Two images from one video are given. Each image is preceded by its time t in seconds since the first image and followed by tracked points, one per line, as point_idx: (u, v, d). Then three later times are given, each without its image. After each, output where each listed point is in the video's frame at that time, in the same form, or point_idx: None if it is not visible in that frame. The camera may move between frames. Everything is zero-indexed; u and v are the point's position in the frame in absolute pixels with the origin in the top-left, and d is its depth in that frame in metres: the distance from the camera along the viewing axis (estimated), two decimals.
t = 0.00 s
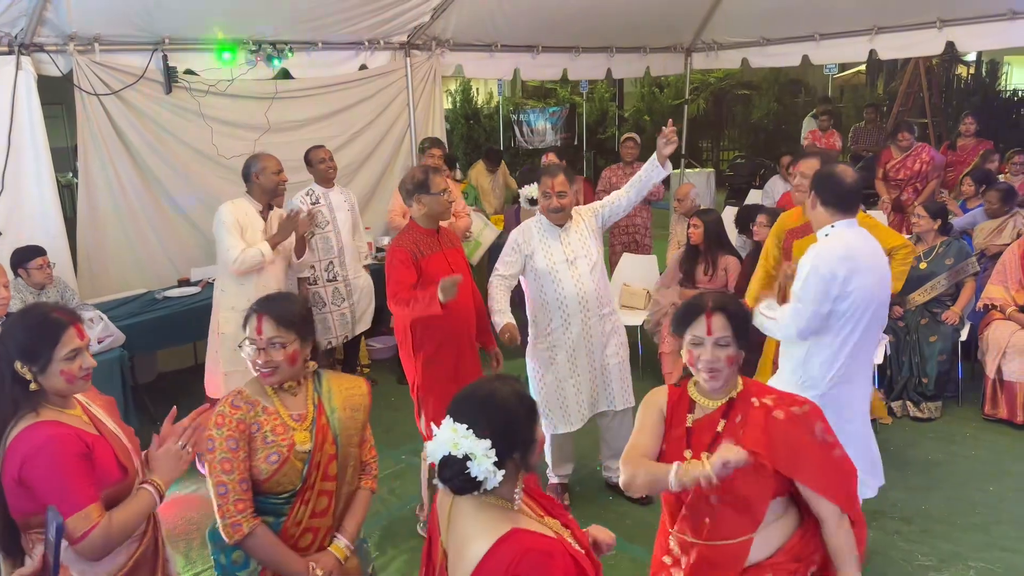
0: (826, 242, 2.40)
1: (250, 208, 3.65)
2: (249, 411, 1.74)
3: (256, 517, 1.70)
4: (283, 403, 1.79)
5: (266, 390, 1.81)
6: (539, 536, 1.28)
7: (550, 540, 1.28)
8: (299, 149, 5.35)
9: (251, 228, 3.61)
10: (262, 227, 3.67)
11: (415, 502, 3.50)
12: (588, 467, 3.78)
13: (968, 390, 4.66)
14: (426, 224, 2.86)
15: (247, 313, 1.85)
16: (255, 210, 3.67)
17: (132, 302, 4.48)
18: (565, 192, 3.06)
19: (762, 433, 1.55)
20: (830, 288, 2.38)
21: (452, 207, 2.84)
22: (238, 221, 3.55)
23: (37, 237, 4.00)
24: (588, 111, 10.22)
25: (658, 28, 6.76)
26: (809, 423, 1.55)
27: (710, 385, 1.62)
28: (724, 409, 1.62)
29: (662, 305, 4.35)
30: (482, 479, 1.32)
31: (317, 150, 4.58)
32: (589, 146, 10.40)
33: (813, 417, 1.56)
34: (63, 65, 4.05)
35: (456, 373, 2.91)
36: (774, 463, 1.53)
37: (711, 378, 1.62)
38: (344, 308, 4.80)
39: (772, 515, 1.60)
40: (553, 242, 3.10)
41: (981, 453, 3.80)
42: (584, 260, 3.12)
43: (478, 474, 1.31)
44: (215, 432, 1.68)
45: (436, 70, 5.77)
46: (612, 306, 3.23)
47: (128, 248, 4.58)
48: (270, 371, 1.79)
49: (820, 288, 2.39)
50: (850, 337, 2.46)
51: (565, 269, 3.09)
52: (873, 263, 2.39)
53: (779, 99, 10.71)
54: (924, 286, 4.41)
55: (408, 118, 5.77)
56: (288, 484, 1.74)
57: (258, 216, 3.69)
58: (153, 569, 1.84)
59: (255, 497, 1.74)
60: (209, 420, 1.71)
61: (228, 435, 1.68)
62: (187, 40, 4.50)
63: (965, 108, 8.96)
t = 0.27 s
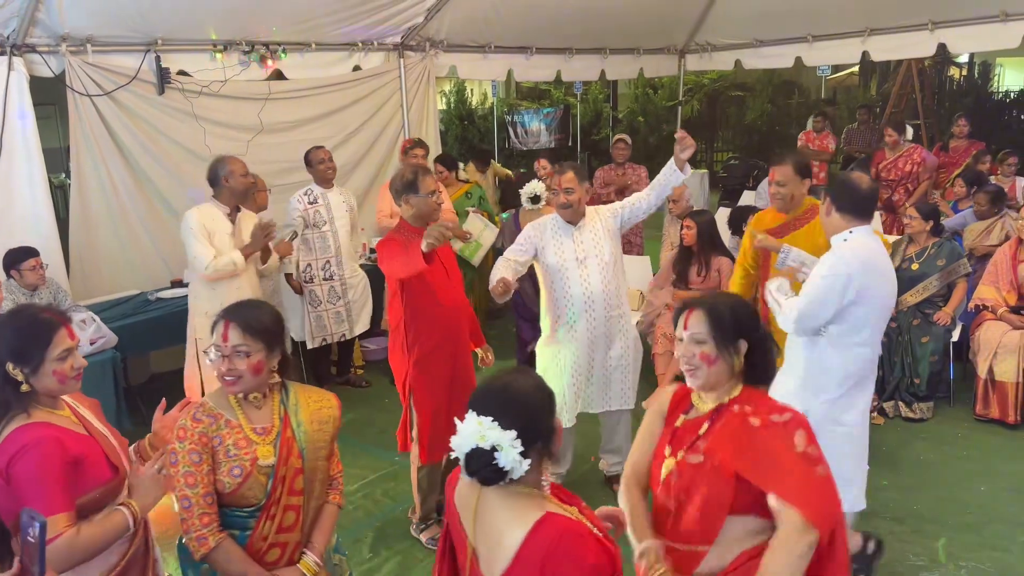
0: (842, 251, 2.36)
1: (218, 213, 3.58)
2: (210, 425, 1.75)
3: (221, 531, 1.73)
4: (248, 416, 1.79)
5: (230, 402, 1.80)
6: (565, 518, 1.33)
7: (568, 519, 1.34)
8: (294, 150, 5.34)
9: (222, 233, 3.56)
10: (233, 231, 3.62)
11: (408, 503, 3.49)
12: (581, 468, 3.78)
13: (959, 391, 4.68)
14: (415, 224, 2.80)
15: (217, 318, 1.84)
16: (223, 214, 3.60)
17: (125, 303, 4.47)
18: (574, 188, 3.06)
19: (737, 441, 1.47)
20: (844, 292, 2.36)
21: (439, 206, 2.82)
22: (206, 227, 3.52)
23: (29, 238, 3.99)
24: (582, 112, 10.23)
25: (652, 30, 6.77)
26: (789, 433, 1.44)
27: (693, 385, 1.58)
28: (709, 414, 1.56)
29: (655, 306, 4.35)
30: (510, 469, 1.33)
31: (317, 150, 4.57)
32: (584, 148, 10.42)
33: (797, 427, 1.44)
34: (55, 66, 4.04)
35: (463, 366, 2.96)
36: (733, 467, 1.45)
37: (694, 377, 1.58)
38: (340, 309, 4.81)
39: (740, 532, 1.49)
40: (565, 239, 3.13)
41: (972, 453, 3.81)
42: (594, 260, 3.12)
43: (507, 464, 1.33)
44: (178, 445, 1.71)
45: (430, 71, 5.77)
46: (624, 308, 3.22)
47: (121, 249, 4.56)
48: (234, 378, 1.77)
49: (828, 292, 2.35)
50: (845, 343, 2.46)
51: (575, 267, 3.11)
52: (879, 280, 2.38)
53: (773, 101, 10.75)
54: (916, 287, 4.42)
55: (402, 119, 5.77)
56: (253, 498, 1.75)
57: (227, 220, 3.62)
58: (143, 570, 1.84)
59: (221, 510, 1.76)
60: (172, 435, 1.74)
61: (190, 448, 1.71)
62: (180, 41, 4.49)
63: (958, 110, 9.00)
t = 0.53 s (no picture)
0: (865, 255, 2.43)
1: (171, 220, 3.66)
2: (183, 439, 1.74)
3: (195, 545, 1.72)
4: (219, 429, 1.78)
5: (201, 415, 1.79)
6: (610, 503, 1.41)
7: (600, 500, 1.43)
8: (285, 151, 5.33)
9: (176, 239, 3.64)
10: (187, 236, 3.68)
11: (398, 504, 3.49)
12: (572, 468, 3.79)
13: (947, 391, 4.71)
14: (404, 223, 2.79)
15: (182, 334, 1.83)
16: (178, 221, 3.68)
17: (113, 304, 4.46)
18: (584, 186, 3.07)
19: (668, 483, 1.57)
20: (855, 294, 2.43)
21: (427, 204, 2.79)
22: (159, 235, 3.59)
23: (17, 239, 3.97)
24: (573, 113, 10.24)
25: (642, 30, 6.79)
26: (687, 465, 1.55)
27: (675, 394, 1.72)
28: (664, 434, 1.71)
29: (645, 307, 4.37)
30: (559, 457, 1.37)
31: (312, 151, 4.58)
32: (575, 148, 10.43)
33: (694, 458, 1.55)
34: (43, 66, 4.02)
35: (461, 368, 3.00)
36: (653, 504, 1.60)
37: (672, 386, 1.71)
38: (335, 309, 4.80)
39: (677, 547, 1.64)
40: (570, 239, 3.15)
41: (959, 452, 3.84)
42: (599, 259, 3.13)
43: (558, 451, 1.36)
44: (149, 460, 1.70)
45: (421, 72, 5.77)
46: (631, 309, 3.22)
47: (110, 251, 4.55)
48: (200, 389, 1.76)
49: (849, 301, 2.43)
50: (857, 341, 2.51)
51: (579, 266, 3.13)
52: (892, 283, 2.48)
53: (763, 102, 10.78)
54: (905, 287, 4.45)
55: (393, 120, 5.76)
56: (227, 511, 1.75)
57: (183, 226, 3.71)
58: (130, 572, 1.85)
59: (194, 523, 1.75)
60: (145, 452, 1.73)
61: (165, 460, 1.70)
62: (169, 41, 4.48)
63: (946, 111, 9.05)
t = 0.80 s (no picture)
0: (871, 263, 2.45)
1: (134, 220, 3.76)
2: (169, 436, 1.73)
3: (187, 543, 1.71)
4: (202, 425, 1.78)
5: (184, 412, 1.78)
6: (625, 503, 1.45)
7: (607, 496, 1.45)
8: (271, 151, 5.32)
9: (143, 238, 3.76)
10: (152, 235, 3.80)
11: (386, 505, 3.49)
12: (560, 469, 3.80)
13: (931, 390, 4.75)
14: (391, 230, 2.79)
15: (166, 328, 1.82)
16: (141, 220, 3.79)
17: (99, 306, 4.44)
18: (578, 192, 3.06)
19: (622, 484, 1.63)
20: (877, 303, 2.43)
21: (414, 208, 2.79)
22: (126, 236, 3.71)
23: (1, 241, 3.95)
24: (561, 114, 10.27)
25: (630, 32, 6.81)
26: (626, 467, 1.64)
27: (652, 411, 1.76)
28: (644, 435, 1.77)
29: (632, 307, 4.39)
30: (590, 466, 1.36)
31: (299, 154, 4.59)
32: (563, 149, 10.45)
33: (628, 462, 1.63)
34: (27, 66, 4.00)
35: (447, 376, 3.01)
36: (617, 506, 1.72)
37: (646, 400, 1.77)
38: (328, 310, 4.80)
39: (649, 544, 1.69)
40: (564, 242, 3.18)
41: (943, 451, 3.87)
42: (588, 262, 3.14)
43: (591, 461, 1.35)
44: (136, 458, 1.68)
45: (409, 73, 5.77)
46: (621, 311, 3.24)
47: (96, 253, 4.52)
48: (184, 388, 1.76)
49: (876, 314, 2.44)
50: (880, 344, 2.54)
51: (569, 269, 3.16)
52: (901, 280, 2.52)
53: (749, 103, 10.83)
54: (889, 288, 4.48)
55: (380, 121, 5.76)
56: (215, 507, 1.75)
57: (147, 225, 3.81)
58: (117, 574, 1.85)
59: (182, 521, 1.74)
60: (128, 448, 1.70)
61: (152, 457, 1.69)
62: (154, 42, 4.45)
63: (931, 113, 9.13)
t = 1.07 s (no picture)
0: (875, 238, 2.47)
1: (121, 219, 3.75)
2: (179, 440, 1.71)
3: (196, 545, 1.71)
4: (210, 428, 1.77)
5: (190, 413, 1.77)
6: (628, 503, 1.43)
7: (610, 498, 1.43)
8: (263, 151, 5.30)
9: (131, 237, 3.75)
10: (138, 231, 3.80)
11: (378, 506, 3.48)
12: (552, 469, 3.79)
13: (923, 390, 4.76)
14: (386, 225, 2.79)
15: (173, 326, 1.81)
16: (127, 219, 3.78)
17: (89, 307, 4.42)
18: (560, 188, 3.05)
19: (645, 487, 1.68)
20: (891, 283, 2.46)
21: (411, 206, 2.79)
22: (113, 235, 3.70)
23: None
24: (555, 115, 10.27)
25: (623, 32, 6.81)
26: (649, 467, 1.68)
27: (644, 392, 1.76)
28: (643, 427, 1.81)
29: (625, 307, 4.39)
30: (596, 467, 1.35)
31: (290, 155, 4.58)
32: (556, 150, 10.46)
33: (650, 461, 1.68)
34: (17, 66, 3.97)
35: (436, 370, 3.00)
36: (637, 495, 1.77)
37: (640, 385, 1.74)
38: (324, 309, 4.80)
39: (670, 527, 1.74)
40: (553, 236, 3.19)
41: (935, 451, 3.88)
42: (574, 256, 3.15)
43: (597, 462, 1.35)
44: (146, 462, 1.66)
45: (402, 72, 5.76)
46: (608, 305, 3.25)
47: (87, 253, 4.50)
48: (188, 388, 1.75)
49: (889, 290, 2.45)
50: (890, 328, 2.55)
51: (556, 263, 3.18)
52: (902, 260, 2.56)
53: (742, 103, 10.85)
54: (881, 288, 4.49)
55: (373, 121, 5.75)
56: (221, 510, 1.75)
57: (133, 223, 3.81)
58: None
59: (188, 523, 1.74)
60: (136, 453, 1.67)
61: (160, 465, 1.67)
62: (145, 41, 4.43)
63: (923, 113, 9.16)
